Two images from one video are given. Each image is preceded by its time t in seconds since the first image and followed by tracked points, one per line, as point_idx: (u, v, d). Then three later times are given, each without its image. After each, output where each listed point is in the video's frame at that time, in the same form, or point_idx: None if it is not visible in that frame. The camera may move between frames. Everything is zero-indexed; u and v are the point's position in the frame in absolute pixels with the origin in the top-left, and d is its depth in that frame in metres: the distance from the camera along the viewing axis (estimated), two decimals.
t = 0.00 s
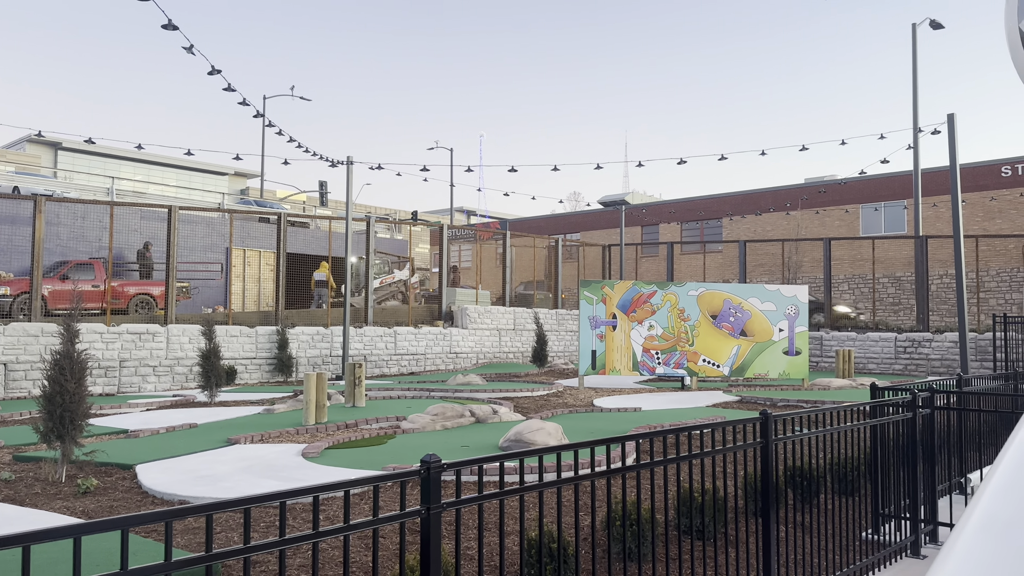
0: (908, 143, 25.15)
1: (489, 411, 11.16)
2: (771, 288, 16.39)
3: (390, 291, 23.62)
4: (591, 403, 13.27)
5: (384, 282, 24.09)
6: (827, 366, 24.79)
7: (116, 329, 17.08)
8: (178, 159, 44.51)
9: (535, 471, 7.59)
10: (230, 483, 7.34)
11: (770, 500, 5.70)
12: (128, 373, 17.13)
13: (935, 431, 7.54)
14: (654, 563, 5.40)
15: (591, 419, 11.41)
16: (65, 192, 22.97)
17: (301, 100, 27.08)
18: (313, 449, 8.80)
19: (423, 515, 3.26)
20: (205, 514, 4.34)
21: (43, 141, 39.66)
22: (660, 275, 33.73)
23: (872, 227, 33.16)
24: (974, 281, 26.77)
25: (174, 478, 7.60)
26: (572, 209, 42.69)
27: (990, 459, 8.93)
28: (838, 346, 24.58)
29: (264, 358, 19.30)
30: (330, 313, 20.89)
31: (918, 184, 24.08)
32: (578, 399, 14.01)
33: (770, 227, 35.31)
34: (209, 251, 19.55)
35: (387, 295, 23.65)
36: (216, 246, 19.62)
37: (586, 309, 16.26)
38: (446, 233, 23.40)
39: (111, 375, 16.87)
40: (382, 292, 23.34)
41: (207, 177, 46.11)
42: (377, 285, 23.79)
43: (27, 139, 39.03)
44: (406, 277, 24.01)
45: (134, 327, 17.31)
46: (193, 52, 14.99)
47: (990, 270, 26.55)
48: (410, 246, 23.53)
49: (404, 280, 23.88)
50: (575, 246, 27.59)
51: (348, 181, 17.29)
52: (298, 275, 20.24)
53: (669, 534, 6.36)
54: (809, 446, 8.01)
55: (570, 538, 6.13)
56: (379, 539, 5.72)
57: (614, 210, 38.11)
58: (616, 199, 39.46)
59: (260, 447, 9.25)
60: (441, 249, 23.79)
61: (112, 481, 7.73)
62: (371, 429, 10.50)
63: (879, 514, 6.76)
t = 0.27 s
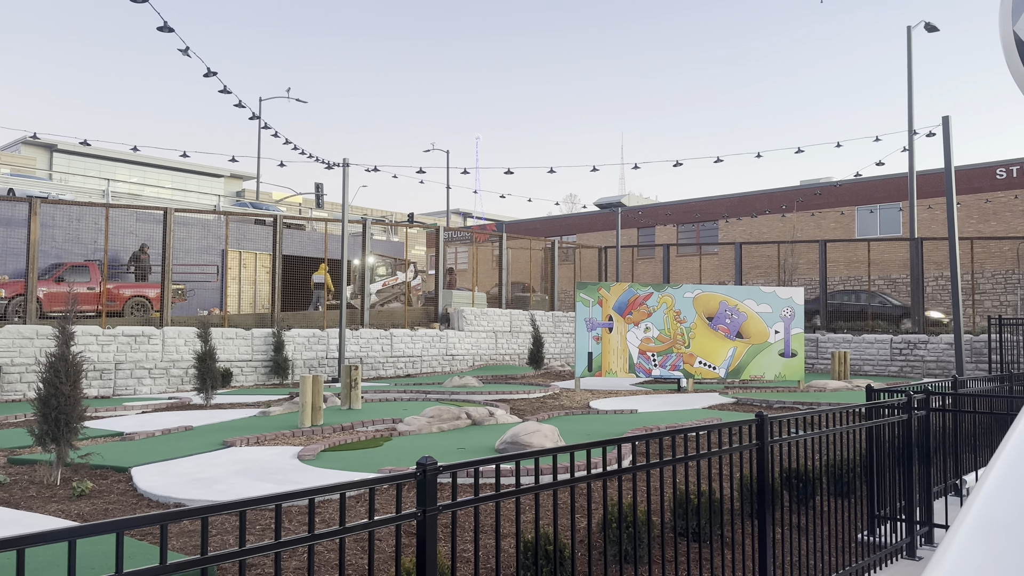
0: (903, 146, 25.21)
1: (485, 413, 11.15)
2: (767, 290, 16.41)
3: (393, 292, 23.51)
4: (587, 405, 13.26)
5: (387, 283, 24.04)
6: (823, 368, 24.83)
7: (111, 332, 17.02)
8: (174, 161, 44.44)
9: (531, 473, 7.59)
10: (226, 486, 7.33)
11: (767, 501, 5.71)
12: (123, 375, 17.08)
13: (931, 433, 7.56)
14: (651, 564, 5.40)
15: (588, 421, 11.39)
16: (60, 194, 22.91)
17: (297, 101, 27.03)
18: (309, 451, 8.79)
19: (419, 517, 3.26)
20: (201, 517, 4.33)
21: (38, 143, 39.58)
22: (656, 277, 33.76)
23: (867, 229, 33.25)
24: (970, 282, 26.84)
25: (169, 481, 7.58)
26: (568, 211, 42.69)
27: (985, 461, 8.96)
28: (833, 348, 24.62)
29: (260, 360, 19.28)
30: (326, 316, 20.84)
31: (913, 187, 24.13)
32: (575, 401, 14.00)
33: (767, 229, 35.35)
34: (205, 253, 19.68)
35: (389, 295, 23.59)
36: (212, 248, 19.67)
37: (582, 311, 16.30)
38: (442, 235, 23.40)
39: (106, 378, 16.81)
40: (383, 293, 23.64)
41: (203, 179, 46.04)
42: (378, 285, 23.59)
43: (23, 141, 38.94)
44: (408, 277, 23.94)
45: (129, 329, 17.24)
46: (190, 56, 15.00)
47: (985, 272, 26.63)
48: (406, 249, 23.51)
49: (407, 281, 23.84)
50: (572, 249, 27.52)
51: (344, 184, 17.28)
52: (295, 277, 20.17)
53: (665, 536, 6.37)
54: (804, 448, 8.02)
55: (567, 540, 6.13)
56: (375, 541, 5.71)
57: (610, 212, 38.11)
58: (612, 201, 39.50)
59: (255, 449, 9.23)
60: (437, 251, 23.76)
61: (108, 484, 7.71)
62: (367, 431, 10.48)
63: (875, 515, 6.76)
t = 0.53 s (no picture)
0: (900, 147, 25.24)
1: (483, 414, 11.14)
2: (764, 291, 16.44)
3: (398, 292, 23.12)
4: (585, 406, 13.25)
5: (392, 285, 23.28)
6: (820, 369, 24.84)
7: (108, 333, 17.02)
8: (172, 162, 44.41)
9: (529, 474, 7.58)
10: (223, 487, 7.31)
11: (764, 502, 5.70)
12: (120, 377, 17.06)
13: (928, 433, 7.56)
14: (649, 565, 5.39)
15: (585, 422, 11.39)
16: (57, 196, 22.89)
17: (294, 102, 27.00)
18: (306, 453, 8.77)
19: (416, 518, 3.25)
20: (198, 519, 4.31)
21: (35, 145, 39.54)
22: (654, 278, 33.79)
23: (864, 230, 33.30)
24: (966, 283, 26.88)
25: (166, 482, 7.56)
26: (565, 212, 42.71)
27: (982, 461, 8.97)
28: (831, 349, 24.62)
29: (258, 362, 19.26)
30: (323, 317, 20.82)
31: (910, 188, 24.17)
32: (572, 402, 14.00)
33: (763, 230, 35.40)
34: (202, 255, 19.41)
35: (393, 297, 23.09)
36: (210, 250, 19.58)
37: (580, 312, 16.30)
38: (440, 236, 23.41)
39: (103, 379, 16.81)
40: (388, 296, 22.95)
41: (201, 180, 46.00)
42: (381, 286, 22.99)
43: (20, 142, 38.89)
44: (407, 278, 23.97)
45: (126, 330, 17.25)
46: (187, 56, 15.04)
47: (982, 272, 26.67)
48: (404, 250, 23.52)
49: (411, 283, 23.72)
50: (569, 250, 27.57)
51: (341, 185, 17.29)
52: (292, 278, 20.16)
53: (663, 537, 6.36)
54: (802, 449, 8.02)
55: (564, 541, 6.12)
56: (373, 542, 5.70)
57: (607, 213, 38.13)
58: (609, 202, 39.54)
59: (253, 451, 9.22)
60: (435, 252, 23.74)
61: (105, 486, 7.69)
62: (364, 432, 10.47)
63: (873, 516, 6.76)
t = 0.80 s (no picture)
0: (899, 148, 25.26)
1: (482, 414, 11.15)
2: (763, 292, 16.45)
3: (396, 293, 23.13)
4: (584, 407, 13.25)
5: (396, 286, 23.49)
6: (819, 369, 24.85)
7: (107, 333, 17.02)
8: (170, 163, 44.41)
9: (528, 474, 7.58)
10: (222, 488, 7.31)
11: (764, 502, 5.70)
12: (119, 377, 17.07)
13: (927, 433, 7.57)
14: (649, 566, 5.39)
15: (584, 423, 11.39)
16: (55, 196, 22.88)
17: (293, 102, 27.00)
18: (305, 453, 8.77)
19: (415, 518, 3.25)
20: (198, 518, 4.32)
21: (33, 145, 39.53)
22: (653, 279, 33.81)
23: (863, 230, 33.32)
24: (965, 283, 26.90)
25: (164, 483, 7.56)
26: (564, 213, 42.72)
27: (981, 461, 8.99)
28: (829, 349, 24.62)
29: (257, 362, 19.27)
30: (322, 317, 20.80)
31: (908, 188, 24.19)
32: (571, 402, 14.00)
33: (762, 230, 35.43)
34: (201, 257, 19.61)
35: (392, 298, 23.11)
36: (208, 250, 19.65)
37: (579, 312, 16.29)
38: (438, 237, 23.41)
39: (102, 379, 16.82)
40: (391, 298, 23.30)
41: (199, 180, 46.01)
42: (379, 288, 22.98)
43: (18, 142, 38.89)
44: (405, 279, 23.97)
45: (124, 331, 17.25)
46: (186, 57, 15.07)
47: (980, 273, 26.68)
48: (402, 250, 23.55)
49: (410, 284, 23.71)
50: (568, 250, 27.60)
51: (340, 185, 17.28)
52: (289, 279, 20.14)
53: (661, 537, 6.36)
54: (800, 449, 8.03)
55: (563, 541, 6.12)
56: (372, 543, 5.70)
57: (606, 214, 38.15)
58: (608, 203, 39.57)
59: (251, 451, 9.21)
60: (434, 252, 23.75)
61: (103, 486, 7.69)
62: (363, 433, 10.47)
63: (872, 516, 6.76)
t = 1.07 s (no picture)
0: (900, 148, 25.24)
1: (482, 414, 11.14)
2: (763, 292, 16.44)
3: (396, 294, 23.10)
4: (584, 407, 13.24)
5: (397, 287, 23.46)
6: (820, 370, 24.84)
7: (107, 334, 17.02)
8: (171, 163, 44.40)
9: (528, 475, 7.57)
10: (222, 488, 7.30)
11: (764, 502, 5.70)
12: (119, 377, 17.07)
13: (928, 434, 7.56)
14: (649, 566, 5.38)
15: (585, 423, 11.38)
16: (55, 196, 22.89)
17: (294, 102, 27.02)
18: (305, 453, 8.77)
19: (415, 519, 3.24)
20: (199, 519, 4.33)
21: (34, 145, 39.56)
22: (653, 279, 33.80)
23: (864, 231, 33.30)
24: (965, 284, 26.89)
25: (165, 483, 7.56)
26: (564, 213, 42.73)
27: (982, 461, 8.98)
28: (830, 349, 24.59)
29: (257, 363, 19.27)
30: (322, 317, 20.81)
31: (909, 189, 24.18)
32: (572, 403, 13.99)
33: (763, 230, 35.44)
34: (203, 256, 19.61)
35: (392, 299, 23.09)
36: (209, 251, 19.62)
37: (580, 313, 16.28)
38: (439, 237, 23.41)
39: (103, 380, 16.82)
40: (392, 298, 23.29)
41: (200, 180, 46.03)
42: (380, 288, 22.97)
43: (19, 142, 38.91)
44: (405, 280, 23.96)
45: (125, 331, 17.25)
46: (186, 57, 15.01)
47: (981, 273, 26.67)
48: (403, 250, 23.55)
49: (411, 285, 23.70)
50: (568, 250, 27.59)
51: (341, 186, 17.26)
52: (290, 280, 20.13)
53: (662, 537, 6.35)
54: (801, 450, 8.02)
55: (564, 541, 6.11)
56: (372, 543, 5.70)
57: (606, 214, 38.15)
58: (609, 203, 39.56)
59: (252, 451, 9.22)
60: (434, 252, 23.78)
61: (103, 486, 7.69)
62: (364, 433, 10.47)
63: (872, 516, 6.76)
